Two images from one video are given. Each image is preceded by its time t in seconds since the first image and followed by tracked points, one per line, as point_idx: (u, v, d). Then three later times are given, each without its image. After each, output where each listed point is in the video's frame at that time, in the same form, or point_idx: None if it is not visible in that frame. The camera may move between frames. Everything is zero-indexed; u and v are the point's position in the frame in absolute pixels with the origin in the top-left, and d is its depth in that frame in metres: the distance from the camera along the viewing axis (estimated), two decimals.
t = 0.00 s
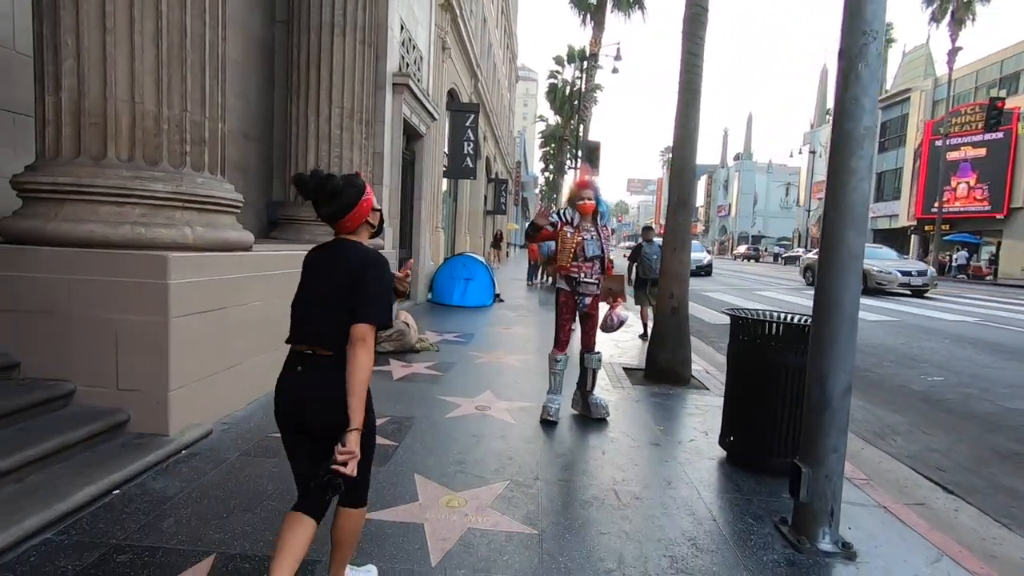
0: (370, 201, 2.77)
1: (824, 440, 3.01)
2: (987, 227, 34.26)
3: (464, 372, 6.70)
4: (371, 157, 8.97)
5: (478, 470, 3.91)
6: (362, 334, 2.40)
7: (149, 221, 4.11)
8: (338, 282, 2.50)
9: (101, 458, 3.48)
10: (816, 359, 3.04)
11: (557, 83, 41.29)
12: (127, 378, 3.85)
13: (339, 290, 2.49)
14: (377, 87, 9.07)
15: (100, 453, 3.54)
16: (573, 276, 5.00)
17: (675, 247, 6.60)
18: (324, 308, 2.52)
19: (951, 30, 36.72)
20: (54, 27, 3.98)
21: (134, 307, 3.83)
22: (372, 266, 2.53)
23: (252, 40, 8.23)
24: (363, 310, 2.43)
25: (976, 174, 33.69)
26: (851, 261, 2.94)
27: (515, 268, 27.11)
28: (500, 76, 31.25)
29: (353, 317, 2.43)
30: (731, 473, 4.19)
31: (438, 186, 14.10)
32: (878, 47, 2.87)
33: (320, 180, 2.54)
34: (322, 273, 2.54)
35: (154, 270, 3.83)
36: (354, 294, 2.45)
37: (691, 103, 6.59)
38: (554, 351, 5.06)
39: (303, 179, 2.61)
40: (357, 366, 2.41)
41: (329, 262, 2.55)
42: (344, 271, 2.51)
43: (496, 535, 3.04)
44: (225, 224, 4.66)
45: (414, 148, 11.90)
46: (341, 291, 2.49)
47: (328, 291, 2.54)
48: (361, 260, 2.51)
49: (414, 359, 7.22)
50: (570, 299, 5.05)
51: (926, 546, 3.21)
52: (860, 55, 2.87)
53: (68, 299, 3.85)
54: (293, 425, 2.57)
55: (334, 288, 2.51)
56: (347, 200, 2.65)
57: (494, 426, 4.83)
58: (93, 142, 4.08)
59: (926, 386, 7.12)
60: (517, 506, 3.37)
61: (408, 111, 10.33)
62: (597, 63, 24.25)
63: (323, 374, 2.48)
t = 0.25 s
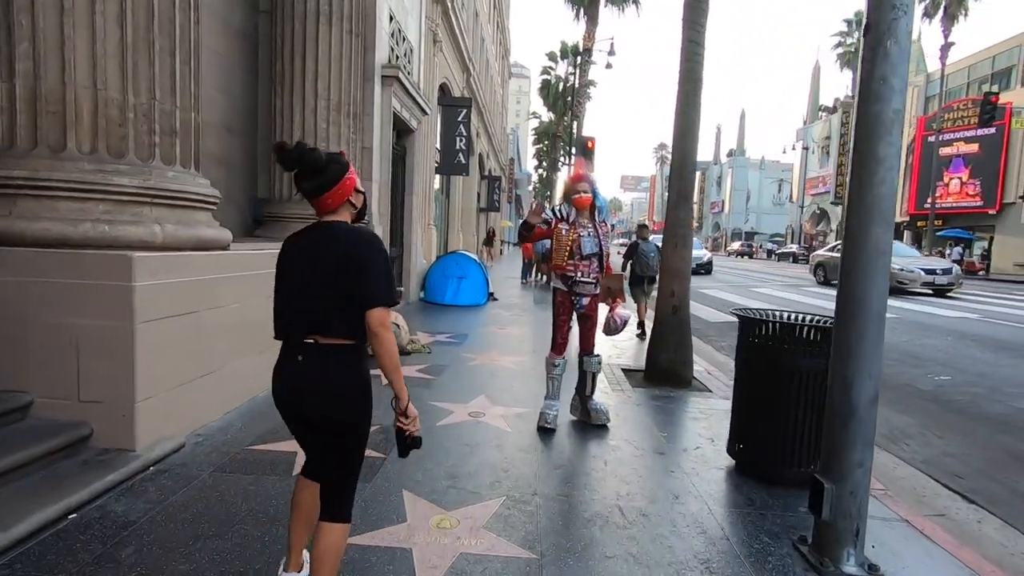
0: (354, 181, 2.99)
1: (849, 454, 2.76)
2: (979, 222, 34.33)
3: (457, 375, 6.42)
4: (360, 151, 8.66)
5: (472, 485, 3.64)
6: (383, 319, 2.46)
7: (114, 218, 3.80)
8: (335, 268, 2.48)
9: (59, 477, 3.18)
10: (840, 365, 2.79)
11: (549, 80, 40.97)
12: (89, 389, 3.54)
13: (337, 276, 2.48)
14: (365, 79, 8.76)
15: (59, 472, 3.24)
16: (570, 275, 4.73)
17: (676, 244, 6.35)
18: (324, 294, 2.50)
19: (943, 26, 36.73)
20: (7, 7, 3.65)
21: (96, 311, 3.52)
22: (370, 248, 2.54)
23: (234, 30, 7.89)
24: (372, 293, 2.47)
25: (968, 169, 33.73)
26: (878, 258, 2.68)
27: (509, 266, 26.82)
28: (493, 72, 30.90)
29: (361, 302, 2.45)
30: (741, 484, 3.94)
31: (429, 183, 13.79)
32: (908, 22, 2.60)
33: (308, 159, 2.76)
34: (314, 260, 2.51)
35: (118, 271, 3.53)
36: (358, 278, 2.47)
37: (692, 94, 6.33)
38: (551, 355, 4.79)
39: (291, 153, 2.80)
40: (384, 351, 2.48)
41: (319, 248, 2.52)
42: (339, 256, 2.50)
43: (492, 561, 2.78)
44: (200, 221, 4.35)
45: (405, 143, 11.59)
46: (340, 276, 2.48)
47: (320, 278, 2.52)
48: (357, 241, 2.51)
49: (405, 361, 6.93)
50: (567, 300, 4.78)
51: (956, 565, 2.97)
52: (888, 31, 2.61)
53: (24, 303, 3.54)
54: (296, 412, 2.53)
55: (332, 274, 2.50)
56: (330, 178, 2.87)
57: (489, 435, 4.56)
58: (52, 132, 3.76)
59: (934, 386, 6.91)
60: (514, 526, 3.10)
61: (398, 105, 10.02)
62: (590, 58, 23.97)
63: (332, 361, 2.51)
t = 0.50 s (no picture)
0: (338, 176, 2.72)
1: (882, 473, 2.50)
2: (974, 222, 34.34)
3: (451, 380, 6.15)
4: (350, 147, 8.36)
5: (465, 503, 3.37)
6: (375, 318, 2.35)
7: (76, 213, 3.50)
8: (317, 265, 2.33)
9: (9, 498, 2.89)
10: (872, 376, 2.52)
11: (545, 78, 40.66)
12: (47, 400, 3.25)
13: (323, 273, 2.33)
14: (356, 72, 8.46)
15: (10, 492, 2.95)
16: (565, 275, 4.46)
17: (680, 243, 6.09)
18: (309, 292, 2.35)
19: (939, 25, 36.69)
20: None
21: (54, 315, 3.22)
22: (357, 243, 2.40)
23: (218, 19, 7.57)
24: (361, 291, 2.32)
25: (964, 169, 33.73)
26: (916, 257, 2.42)
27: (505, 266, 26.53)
28: (488, 70, 30.56)
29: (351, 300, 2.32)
30: (754, 499, 3.68)
31: (423, 180, 13.48)
32: None
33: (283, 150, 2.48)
34: (296, 258, 2.34)
35: (79, 272, 3.23)
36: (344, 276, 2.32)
37: (696, 86, 6.06)
38: (547, 360, 4.52)
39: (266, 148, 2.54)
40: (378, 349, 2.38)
41: (303, 245, 2.37)
42: (324, 253, 2.35)
43: None
44: (174, 217, 4.05)
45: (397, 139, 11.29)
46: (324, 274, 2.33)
47: (308, 277, 2.36)
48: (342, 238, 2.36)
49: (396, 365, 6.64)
50: (563, 301, 4.50)
51: None
52: (928, 5, 2.34)
53: None
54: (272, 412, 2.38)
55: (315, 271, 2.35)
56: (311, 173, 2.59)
57: (484, 445, 4.28)
58: (8, 119, 3.46)
59: (945, 390, 6.69)
60: (512, 552, 2.82)
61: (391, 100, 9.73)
62: (586, 56, 23.70)
63: (317, 364, 2.36)
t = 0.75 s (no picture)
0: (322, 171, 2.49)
1: (916, 506, 2.27)
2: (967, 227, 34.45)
3: (442, 389, 5.89)
4: (339, 146, 8.08)
5: (455, 530, 3.11)
6: (338, 320, 2.22)
7: (32, 213, 3.22)
8: (295, 267, 2.21)
9: None
10: (905, 399, 2.28)
11: (540, 79, 40.48)
12: None
13: (299, 274, 2.22)
14: (346, 69, 8.20)
15: None
16: (558, 283, 4.20)
17: (681, 248, 5.85)
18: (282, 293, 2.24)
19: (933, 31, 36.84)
20: None
21: (4, 325, 2.94)
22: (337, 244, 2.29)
23: (202, 12, 7.29)
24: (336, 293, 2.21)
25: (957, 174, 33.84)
26: (954, 267, 2.19)
27: (499, 268, 26.27)
28: (482, 71, 30.31)
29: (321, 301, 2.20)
30: (765, 523, 3.44)
31: (416, 181, 13.21)
32: None
33: (265, 140, 2.28)
34: (276, 255, 2.23)
35: (31, 278, 2.94)
36: (322, 277, 2.20)
37: (698, 84, 5.82)
38: (542, 372, 4.27)
39: (248, 137, 2.34)
40: (337, 353, 2.23)
41: (284, 244, 2.25)
42: (304, 253, 2.22)
43: None
44: (145, 217, 3.77)
45: (389, 139, 11.02)
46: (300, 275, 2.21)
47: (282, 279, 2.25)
48: (325, 239, 2.25)
49: (386, 373, 6.37)
50: (557, 310, 4.24)
51: None
52: None
53: None
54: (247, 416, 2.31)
55: (293, 272, 2.23)
56: (293, 166, 2.37)
57: (477, 462, 4.03)
58: None
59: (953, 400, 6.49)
60: None
61: (383, 99, 9.47)
62: (582, 57, 23.53)
63: (294, 366, 2.25)
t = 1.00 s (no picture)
0: (314, 168, 2.26)
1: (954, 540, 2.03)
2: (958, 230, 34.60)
3: (432, 398, 5.63)
4: (326, 145, 7.81)
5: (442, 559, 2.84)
6: (292, 331, 1.99)
7: None
8: (283, 270, 2.00)
9: None
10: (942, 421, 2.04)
11: (533, 81, 40.30)
12: None
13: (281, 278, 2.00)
14: (334, 66, 7.92)
15: None
16: (548, 290, 3.93)
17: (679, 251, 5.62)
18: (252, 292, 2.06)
19: (924, 34, 37.01)
20: None
21: None
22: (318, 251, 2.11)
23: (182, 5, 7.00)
24: (302, 300, 2.01)
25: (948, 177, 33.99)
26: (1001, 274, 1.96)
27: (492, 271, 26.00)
28: (475, 72, 30.08)
29: (283, 304, 1.99)
30: (776, 547, 3.20)
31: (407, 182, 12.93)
32: None
33: (249, 135, 2.08)
34: (263, 257, 2.02)
35: None
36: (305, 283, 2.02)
37: (698, 80, 5.59)
38: (535, 385, 4.01)
39: (234, 133, 2.15)
40: (280, 366, 2.01)
41: (271, 244, 2.04)
42: (291, 255, 2.02)
43: None
44: (104, 219, 3.47)
45: (379, 139, 10.74)
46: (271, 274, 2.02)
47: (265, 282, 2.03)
48: (311, 243, 2.08)
49: (373, 382, 6.10)
50: (549, 318, 3.98)
51: None
52: None
53: None
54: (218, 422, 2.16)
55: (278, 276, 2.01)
56: (281, 164, 2.16)
57: (466, 480, 3.77)
58: None
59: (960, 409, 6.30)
60: None
61: (372, 97, 9.20)
62: (576, 58, 23.36)
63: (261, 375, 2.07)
